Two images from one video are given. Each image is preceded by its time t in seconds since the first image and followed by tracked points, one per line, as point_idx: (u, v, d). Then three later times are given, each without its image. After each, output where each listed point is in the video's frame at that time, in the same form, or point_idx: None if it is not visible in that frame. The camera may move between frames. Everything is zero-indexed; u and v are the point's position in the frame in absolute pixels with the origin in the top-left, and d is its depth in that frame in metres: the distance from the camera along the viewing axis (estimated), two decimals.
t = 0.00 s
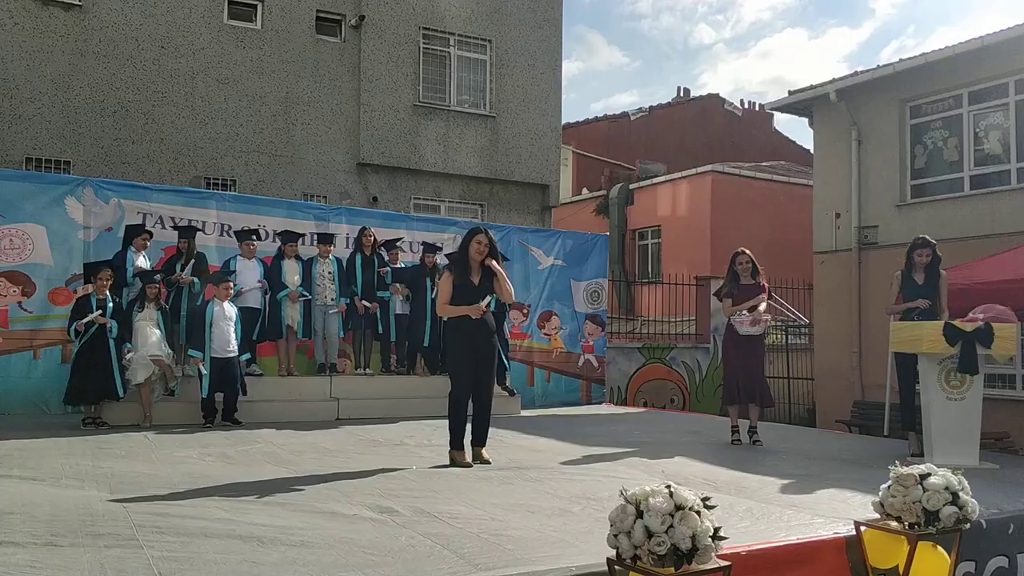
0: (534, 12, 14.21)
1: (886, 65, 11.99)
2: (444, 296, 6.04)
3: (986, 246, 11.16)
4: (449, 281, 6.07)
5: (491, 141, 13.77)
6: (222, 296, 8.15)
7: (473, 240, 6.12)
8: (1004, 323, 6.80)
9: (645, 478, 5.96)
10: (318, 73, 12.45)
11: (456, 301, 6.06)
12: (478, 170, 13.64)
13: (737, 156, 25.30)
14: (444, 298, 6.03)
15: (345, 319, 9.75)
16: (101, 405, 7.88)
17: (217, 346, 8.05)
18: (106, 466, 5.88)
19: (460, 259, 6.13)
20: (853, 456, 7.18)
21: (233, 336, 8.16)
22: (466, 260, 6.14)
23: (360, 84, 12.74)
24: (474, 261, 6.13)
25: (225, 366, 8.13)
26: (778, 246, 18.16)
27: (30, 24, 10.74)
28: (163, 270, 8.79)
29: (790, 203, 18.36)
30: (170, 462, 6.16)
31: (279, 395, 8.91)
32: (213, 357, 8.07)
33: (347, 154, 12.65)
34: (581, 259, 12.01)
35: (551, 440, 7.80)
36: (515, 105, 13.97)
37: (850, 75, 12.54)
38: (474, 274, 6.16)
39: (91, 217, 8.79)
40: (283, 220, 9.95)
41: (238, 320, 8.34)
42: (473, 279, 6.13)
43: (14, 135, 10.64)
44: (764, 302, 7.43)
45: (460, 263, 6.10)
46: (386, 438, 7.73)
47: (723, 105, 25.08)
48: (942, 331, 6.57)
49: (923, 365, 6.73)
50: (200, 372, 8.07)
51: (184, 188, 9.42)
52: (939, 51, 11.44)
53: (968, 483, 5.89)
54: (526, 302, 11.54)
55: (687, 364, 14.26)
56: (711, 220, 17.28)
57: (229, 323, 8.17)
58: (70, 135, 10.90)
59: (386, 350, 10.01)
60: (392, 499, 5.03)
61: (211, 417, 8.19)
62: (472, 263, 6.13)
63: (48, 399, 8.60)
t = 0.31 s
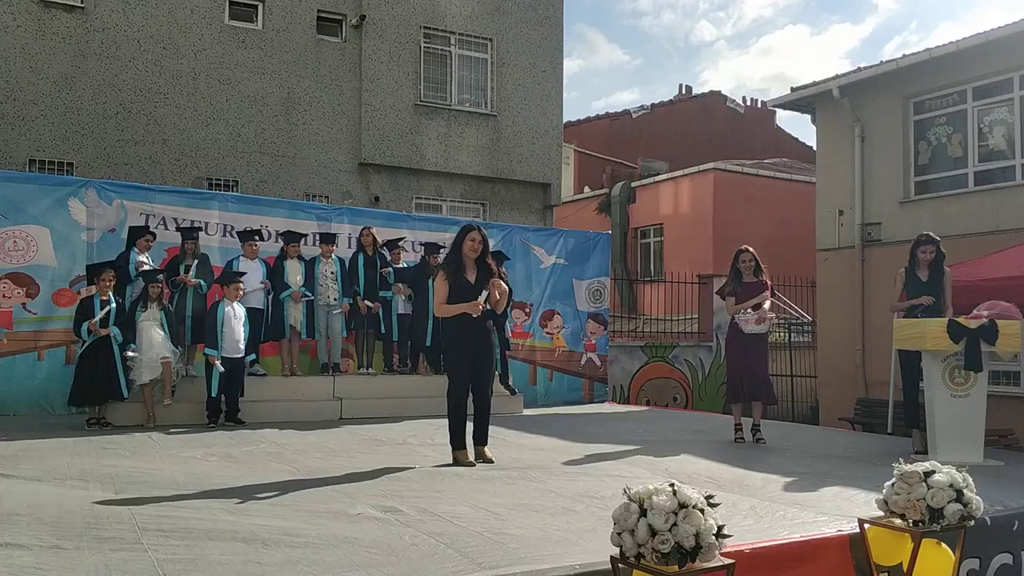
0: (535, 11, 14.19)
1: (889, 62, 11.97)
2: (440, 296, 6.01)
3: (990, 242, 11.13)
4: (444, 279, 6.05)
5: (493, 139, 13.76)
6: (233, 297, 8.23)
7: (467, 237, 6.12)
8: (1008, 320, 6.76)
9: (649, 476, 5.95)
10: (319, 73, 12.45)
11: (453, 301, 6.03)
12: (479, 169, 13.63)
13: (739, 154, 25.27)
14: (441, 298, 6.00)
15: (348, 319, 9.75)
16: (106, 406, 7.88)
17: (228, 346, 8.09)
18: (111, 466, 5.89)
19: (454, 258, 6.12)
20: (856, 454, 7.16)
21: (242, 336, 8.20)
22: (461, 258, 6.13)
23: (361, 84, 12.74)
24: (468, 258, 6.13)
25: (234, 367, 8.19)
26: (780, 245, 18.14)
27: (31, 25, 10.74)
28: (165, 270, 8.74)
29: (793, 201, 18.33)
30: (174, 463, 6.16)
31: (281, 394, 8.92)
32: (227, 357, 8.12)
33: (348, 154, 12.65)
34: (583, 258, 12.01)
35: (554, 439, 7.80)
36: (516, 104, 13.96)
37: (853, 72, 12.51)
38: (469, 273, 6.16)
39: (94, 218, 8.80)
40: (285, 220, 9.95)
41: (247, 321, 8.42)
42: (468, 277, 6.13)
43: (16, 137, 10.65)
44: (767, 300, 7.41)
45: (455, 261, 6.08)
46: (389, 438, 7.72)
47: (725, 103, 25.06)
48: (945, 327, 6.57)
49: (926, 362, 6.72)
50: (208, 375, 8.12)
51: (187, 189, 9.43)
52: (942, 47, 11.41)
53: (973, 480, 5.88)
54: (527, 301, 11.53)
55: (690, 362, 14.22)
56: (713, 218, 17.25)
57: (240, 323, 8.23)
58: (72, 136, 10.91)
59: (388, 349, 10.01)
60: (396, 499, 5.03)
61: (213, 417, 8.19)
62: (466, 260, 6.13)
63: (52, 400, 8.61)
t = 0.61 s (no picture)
0: (533, 5, 14.15)
1: (888, 54, 11.95)
2: (441, 292, 6.02)
3: (990, 235, 11.12)
4: (444, 275, 6.06)
5: (492, 135, 13.74)
6: (237, 296, 8.22)
7: (465, 233, 6.12)
8: (1009, 311, 6.69)
9: (651, 470, 5.95)
10: (317, 69, 12.42)
11: (453, 297, 6.03)
12: (479, 165, 13.62)
13: (738, 148, 25.24)
14: (441, 294, 6.00)
15: (349, 316, 9.77)
16: (107, 405, 7.90)
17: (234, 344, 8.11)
18: (113, 464, 5.89)
19: (453, 254, 6.12)
20: (858, 446, 7.16)
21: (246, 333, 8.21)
22: (461, 254, 6.13)
23: (359, 80, 12.72)
24: (467, 254, 6.12)
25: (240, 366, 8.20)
26: (781, 239, 18.10)
27: (27, 23, 10.72)
28: (163, 268, 8.64)
29: (793, 194, 18.30)
30: (175, 460, 6.16)
31: (282, 391, 8.91)
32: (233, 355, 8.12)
33: (347, 150, 12.64)
34: (583, 254, 12.00)
35: (556, 434, 7.80)
36: (515, 99, 13.93)
37: (852, 65, 12.49)
38: (468, 269, 6.16)
39: (92, 217, 8.79)
40: (285, 218, 9.95)
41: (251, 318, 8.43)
42: (469, 273, 6.13)
43: (14, 136, 10.64)
44: (769, 294, 7.40)
45: (454, 257, 6.08)
46: (391, 434, 7.72)
47: (724, 97, 25.03)
48: (945, 318, 6.57)
49: (927, 354, 6.73)
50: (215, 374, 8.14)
51: (185, 186, 9.42)
52: (941, 40, 11.39)
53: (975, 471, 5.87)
54: (528, 297, 11.52)
55: (691, 357, 14.24)
56: (713, 213, 17.23)
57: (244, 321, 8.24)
58: (70, 134, 10.90)
59: (388, 346, 9.98)
60: (398, 495, 5.03)
61: (216, 414, 8.20)
62: (466, 256, 6.13)
63: (53, 399, 8.62)
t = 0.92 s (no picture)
0: None
1: (892, 46, 11.89)
2: (445, 284, 5.98)
3: (995, 227, 11.07)
4: (449, 267, 6.03)
5: (494, 129, 13.71)
6: (240, 290, 8.23)
7: (471, 227, 6.10)
8: (1013, 304, 6.66)
9: (654, 464, 5.93)
10: (318, 63, 12.39)
11: (458, 291, 6.01)
12: (481, 159, 13.59)
13: (740, 141, 25.20)
14: (445, 288, 5.98)
15: (351, 311, 9.78)
16: (110, 399, 7.90)
17: (236, 338, 8.11)
18: (116, 460, 5.88)
19: (459, 248, 6.11)
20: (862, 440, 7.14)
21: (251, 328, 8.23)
22: (465, 249, 6.12)
23: (361, 75, 12.69)
24: (473, 248, 6.11)
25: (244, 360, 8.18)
26: (784, 232, 18.04)
27: (29, 19, 10.70)
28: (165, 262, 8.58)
29: (796, 187, 18.25)
30: (178, 455, 6.15)
31: (286, 386, 8.93)
32: (236, 349, 8.12)
33: (349, 145, 12.61)
34: (586, 247, 11.96)
35: (559, 428, 7.78)
36: (517, 93, 13.89)
37: (855, 57, 12.44)
38: (473, 263, 6.13)
39: (95, 212, 8.78)
40: (288, 212, 9.93)
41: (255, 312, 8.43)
42: (474, 266, 6.10)
43: (16, 132, 10.62)
44: (773, 288, 7.36)
45: (459, 251, 6.08)
46: (394, 429, 7.71)
47: (727, 90, 24.96)
48: (950, 312, 6.51)
49: (931, 347, 6.68)
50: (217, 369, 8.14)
51: (187, 181, 9.40)
52: (945, 31, 11.33)
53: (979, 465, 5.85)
54: (530, 291, 11.51)
55: (694, 351, 14.15)
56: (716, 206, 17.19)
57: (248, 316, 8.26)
58: (72, 130, 10.88)
59: (392, 340, 10.03)
60: (401, 489, 5.02)
61: (218, 409, 8.17)
62: (470, 251, 6.13)
63: (57, 394, 8.62)
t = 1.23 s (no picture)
0: None
1: (899, 40, 11.82)
2: (451, 282, 5.95)
3: (1003, 222, 11.00)
4: (455, 264, 5.99)
5: (498, 125, 13.67)
6: (243, 286, 8.23)
7: (477, 222, 6.03)
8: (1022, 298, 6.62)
9: (660, 460, 5.90)
10: (323, 59, 12.36)
11: (464, 287, 5.98)
12: (485, 155, 13.56)
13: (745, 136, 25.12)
14: (452, 284, 5.95)
15: (356, 307, 9.71)
16: (117, 395, 7.90)
17: (241, 333, 8.13)
18: (123, 455, 5.88)
19: (465, 243, 6.06)
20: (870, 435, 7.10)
21: (256, 324, 8.23)
22: (472, 243, 6.07)
23: (365, 70, 12.66)
24: (478, 244, 6.06)
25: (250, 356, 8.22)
26: (789, 227, 17.97)
27: (33, 15, 10.67)
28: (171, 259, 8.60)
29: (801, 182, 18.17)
30: (184, 451, 6.14)
31: (291, 382, 8.92)
32: (240, 345, 8.14)
33: (353, 141, 12.60)
34: (590, 243, 11.91)
35: (564, 424, 7.76)
36: (521, 89, 13.85)
37: (862, 50, 12.36)
38: (480, 258, 6.10)
39: (102, 209, 8.79)
40: (292, 209, 9.91)
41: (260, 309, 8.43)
42: (480, 263, 6.08)
43: (21, 129, 10.63)
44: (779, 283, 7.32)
45: (466, 246, 6.03)
46: (399, 424, 7.70)
47: (731, 85, 24.88)
48: (959, 307, 6.47)
49: (940, 342, 6.64)
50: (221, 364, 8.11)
51: (192, 177, 9.39)
52: (953, 24, 11.25)
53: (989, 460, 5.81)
54: (535, 287, 11.48)
55: (699, 346, 14.20)
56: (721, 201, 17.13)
57: (253, 312, 8.26)
58: (76, 127, 10.87)
59: (396, 337, 9.94)
60: (407, 485, 5.01)
61: (224, 405, 8.16)
62: (477, 246, 6.08)
63: (64, 390, 8.62)
